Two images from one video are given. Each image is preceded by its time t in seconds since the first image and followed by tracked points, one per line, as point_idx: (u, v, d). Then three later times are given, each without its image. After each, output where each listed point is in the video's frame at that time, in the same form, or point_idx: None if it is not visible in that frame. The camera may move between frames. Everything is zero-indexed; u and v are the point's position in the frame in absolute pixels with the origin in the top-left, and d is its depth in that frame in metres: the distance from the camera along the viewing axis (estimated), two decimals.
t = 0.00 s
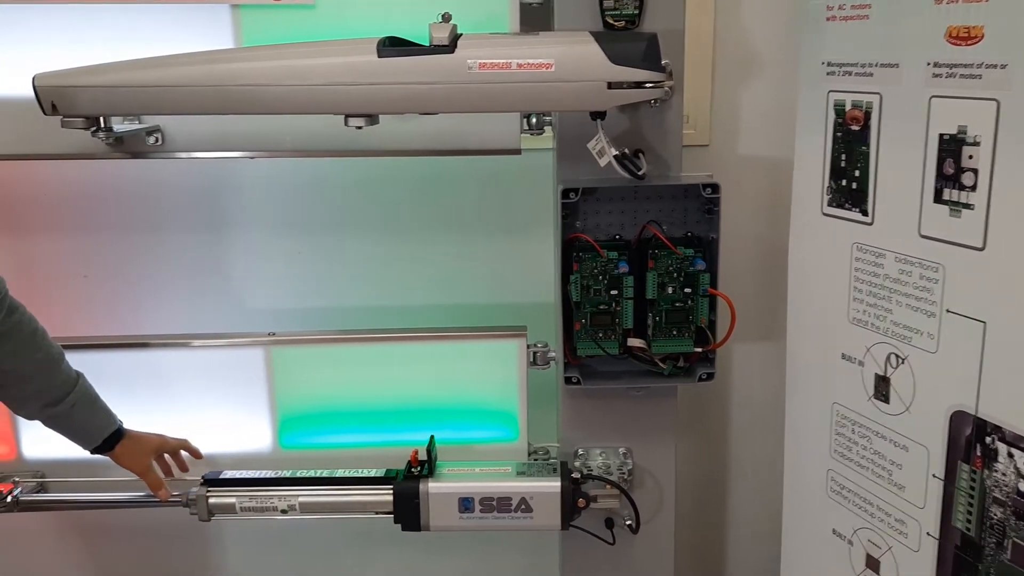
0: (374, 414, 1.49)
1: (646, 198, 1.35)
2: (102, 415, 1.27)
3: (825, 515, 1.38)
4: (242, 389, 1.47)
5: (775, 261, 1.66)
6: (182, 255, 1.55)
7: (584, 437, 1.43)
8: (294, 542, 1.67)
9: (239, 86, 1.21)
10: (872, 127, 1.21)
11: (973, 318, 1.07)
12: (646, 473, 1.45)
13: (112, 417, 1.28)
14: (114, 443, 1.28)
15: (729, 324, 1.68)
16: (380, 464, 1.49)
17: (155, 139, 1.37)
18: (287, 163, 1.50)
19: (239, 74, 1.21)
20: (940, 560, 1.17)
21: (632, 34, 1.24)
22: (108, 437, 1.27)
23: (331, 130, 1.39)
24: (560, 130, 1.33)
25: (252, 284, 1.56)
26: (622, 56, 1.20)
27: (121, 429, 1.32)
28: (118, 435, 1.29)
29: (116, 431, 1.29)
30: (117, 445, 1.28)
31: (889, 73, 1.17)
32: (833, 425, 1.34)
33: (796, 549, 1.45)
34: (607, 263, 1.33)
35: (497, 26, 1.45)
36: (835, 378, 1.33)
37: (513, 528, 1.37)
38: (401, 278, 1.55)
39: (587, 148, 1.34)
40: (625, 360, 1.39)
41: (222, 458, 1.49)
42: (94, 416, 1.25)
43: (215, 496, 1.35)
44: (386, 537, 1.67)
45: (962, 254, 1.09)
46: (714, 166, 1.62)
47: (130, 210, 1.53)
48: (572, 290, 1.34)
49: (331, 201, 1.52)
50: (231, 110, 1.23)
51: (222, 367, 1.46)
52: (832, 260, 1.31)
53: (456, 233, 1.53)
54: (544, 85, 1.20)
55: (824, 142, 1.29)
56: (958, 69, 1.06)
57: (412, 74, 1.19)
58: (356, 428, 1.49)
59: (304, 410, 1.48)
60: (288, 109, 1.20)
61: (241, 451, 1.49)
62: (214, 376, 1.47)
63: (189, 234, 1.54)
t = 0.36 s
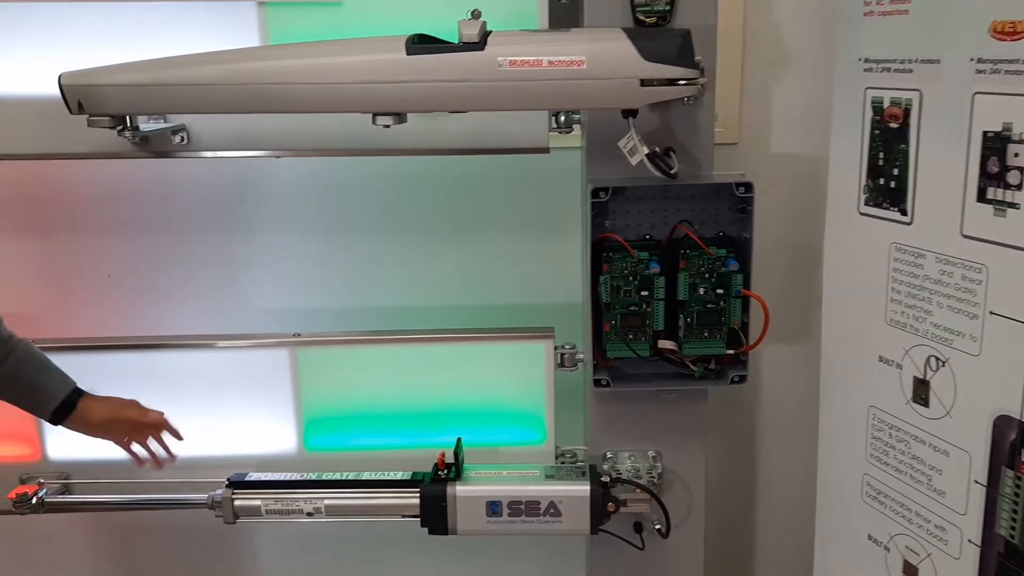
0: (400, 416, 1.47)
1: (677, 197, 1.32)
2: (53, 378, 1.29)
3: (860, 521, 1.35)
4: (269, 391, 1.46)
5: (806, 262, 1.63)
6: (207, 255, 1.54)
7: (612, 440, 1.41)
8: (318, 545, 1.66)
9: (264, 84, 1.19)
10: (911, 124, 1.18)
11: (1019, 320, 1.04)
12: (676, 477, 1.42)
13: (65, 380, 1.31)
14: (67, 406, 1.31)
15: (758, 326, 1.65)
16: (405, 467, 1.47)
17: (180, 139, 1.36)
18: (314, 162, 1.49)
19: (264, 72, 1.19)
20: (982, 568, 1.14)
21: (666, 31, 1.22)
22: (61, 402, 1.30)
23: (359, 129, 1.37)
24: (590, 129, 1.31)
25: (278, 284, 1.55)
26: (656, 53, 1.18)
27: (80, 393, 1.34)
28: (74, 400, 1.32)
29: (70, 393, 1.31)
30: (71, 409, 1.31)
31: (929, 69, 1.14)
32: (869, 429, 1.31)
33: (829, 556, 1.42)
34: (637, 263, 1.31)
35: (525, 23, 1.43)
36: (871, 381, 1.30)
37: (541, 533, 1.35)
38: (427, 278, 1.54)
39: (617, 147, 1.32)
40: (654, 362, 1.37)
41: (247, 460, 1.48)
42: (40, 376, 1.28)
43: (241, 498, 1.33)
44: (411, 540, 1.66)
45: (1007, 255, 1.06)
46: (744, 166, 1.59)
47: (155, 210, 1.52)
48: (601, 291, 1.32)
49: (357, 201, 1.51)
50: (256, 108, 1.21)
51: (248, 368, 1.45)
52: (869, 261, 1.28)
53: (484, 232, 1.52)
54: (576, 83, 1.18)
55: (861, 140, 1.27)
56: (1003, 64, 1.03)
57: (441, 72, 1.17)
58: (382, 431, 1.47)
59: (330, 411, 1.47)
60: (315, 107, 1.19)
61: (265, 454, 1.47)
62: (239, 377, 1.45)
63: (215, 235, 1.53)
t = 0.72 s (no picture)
0: (426, 418, 1.45)
1: (711, 197, 1.28)
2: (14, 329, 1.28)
3: (897, 529, 1.32)
4: (293, 392, 1.44)
5: (839, 264, 1.59)
6: (231, 254, 1.52)
7: (642, 444, 1.38)
8: (340, 547, 1.64)
9: (292, 80, 1.17)
10: (956, 123, 1.14)
11: None
12: (706, 482, 1.39)
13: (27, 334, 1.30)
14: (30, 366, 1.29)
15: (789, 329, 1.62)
16: (431, 470, 1.44)
17: (207, 135, 1.34)
18: (340, 160, 1.47)
19: (292, 67, 1.17)
20: None
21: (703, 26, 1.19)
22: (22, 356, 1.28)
23: (387, 126, 1.35)
24: (622, 127, 1.28)
25: (303, 283, 1.53)
26: (693, 48, 1.15)
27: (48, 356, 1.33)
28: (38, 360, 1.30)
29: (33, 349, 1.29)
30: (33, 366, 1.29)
31: (977, 66, 1.11)
32: (907, 436, 1.28)
33: (863, 565, 1.39)
34: (670, 264, 1.28)
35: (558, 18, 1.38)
36: (910, 387, 1.27)
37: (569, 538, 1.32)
38: (453, 278, 1.51)
39: (650, 146, 1.29)
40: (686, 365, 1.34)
41: (272, 461, 1.46)
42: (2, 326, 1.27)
43: (266, 500, 1.32)
44: (434, 544, 1.64)
45: None
46: (777, 166, 1.56)
47: (179, 208, 1.50)
48: (633, 292, 1.29)
49: (383, 199, 1.49)
50: (284, 105, 1.19)
51: (271, 368, 1.43)
52: (910, 264, 1.25)
53: (512, 231, 1.49)
54: (611, 79, 1.15)
55: (903, 139, 1.23)
56: None
57: (472, 68, 1.15)
58: (408, 433, 1.45)
59: (355, 412, 1.45)
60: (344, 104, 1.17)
61: (289, 455, 1.46)
62: (264, 377, 1.44)
63: (239, 233, 1.51)
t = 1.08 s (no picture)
0: (450, 418, 1.42)
1: (744, 195, 1.26)
2: None
3: (935, 537, 1.28)
4: (316, 390, 1.42)
5: (872, 263, 1.55)
6: (253, 250, 1.50)
7: (672, 447, 1.35)
8: (361, 548, 1.62)
9: (318, 73, 1.14)
10: (1004, 119, 1.10)
11: None
12: (736, 486, 1.36)
13: None
14: None
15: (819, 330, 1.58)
16: (456, 471, 1.42)
17: (229, 129, 1.32)
18: (364, 155, 1.44)
19: (319, 60, 1.14)
20: None
21: (741, 18, 1.15)
22: None
23: (413, 120, 1.32)
24: (653, 121, 1.25)
25: (326, 280, 1.50)
26: (731, 41, 1.11)
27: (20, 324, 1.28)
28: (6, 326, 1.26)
29: None
30: None
31: None
32: (948, 441, 1.24)
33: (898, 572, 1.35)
34: (703, 263, 1.24)
35: (587, 9, 1.35)
36: (951, 391, 1.23)
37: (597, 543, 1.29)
38: (478, 276, 1.49)
39: (684, 141, 1.26)
40: (717, 367, 1.31)
41: (294, 461, 1.44)
42: None
43: (288, 501, 1.30)
44: (457, 545, 1.61)
45: None
46: (809, 163, 1.52)
47: (201, 203, 1.48)
48: (664, 292, 1.26)
49: (408, 196, 1.46)
50: (310, 99, 1.17)
51: (294, 366, 1.41)
52: (952, 265, 1.21)
53: (539, 229, 1.46)
54: (646, 73, 1.12)
55: (946, 135, 1.20)
56: None
57: (503, 61, 1.12)
58: (432, 433, 1.43)
59: (379, 412, 1.42)
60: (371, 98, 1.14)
61: (312, 454, 1.43)
62: (286, 375, 1.41)
63: (261, 229, 1.49)
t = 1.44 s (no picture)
0: (463, 413, 1.39)
1: (767, 185, 1.21)
2: None
3: (961, 538, 1.25)
4: (325, 385, 1.39)
5: (894, 258, 1.52)
6: (261, 240, 1.46)
7: (690, 444, 1.32)
8: (370, 545, 1.59)
9: (331, 58, 1.11)
10: None
11: None
12: (755, 485, 1.33)
13: None
14: None
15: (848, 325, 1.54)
16: (469, 467, 1.39)
17: (238, 117, 1.28)
18: (375, 144, 1.41)
19: (332, 45, 1.11)
20: None
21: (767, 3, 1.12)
22: None
23: (428, 107, 1.28)
24: (675, 109, 1.22)
25: (336, 271, 1.47)
26: (758, 26, 1.08)
27: None
28: None
29: None
30: None
31: None
32: (975, 440, 1.21)
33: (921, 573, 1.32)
34: (725, 256, 1.21)
35: None
36: (979, 389, 1.20)
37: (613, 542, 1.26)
38: (492, 268, 1.45)
39: (706, 130, 1.22)
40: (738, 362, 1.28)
41: (303, 457, 1.41)
42: None
43: (297, 498, 1.27)
44: (467, 543, 1.58)
45: None
46: (831, 154, 1.48)
47: (207, 193, 1.45)
48: (685, 285, 1.23)
49: (420, 185, 1.42)
50: (323, 85, 1.13)
51: (303, 360, 1.38)
52: (982, 259, 1.17)
53: (555, 220, 1.43)
54: (670, 59, 1.08)
55: (977, 125, 1.16)
56: None
57: (522, 47, 1.08)
58: (444, 429, 1.40)
59: (390, 408, 1.39)
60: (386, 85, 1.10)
61: (321, 450, 1.40)
62: (296, 369, 1.38)
63: (269, 219, 1.45)
